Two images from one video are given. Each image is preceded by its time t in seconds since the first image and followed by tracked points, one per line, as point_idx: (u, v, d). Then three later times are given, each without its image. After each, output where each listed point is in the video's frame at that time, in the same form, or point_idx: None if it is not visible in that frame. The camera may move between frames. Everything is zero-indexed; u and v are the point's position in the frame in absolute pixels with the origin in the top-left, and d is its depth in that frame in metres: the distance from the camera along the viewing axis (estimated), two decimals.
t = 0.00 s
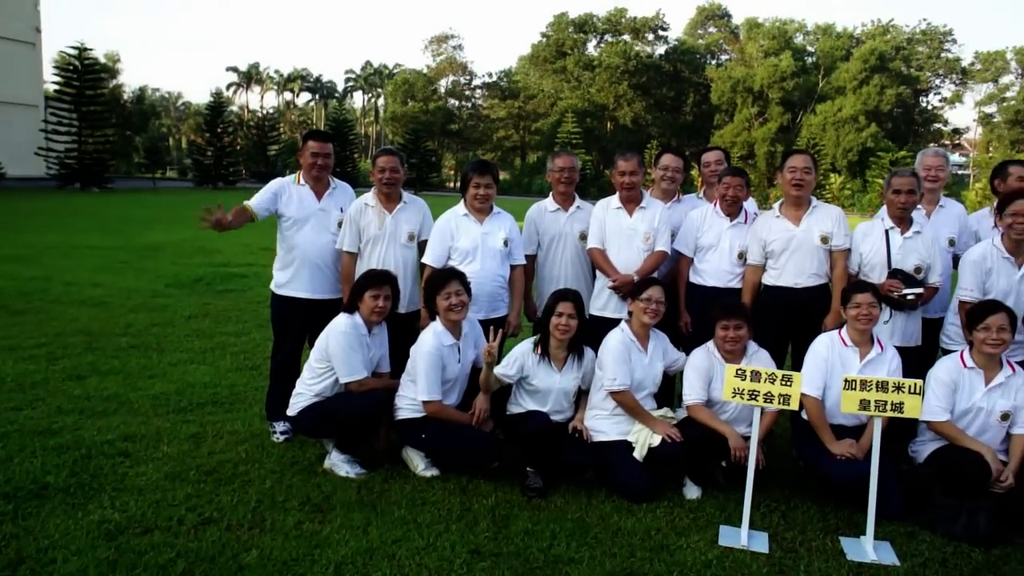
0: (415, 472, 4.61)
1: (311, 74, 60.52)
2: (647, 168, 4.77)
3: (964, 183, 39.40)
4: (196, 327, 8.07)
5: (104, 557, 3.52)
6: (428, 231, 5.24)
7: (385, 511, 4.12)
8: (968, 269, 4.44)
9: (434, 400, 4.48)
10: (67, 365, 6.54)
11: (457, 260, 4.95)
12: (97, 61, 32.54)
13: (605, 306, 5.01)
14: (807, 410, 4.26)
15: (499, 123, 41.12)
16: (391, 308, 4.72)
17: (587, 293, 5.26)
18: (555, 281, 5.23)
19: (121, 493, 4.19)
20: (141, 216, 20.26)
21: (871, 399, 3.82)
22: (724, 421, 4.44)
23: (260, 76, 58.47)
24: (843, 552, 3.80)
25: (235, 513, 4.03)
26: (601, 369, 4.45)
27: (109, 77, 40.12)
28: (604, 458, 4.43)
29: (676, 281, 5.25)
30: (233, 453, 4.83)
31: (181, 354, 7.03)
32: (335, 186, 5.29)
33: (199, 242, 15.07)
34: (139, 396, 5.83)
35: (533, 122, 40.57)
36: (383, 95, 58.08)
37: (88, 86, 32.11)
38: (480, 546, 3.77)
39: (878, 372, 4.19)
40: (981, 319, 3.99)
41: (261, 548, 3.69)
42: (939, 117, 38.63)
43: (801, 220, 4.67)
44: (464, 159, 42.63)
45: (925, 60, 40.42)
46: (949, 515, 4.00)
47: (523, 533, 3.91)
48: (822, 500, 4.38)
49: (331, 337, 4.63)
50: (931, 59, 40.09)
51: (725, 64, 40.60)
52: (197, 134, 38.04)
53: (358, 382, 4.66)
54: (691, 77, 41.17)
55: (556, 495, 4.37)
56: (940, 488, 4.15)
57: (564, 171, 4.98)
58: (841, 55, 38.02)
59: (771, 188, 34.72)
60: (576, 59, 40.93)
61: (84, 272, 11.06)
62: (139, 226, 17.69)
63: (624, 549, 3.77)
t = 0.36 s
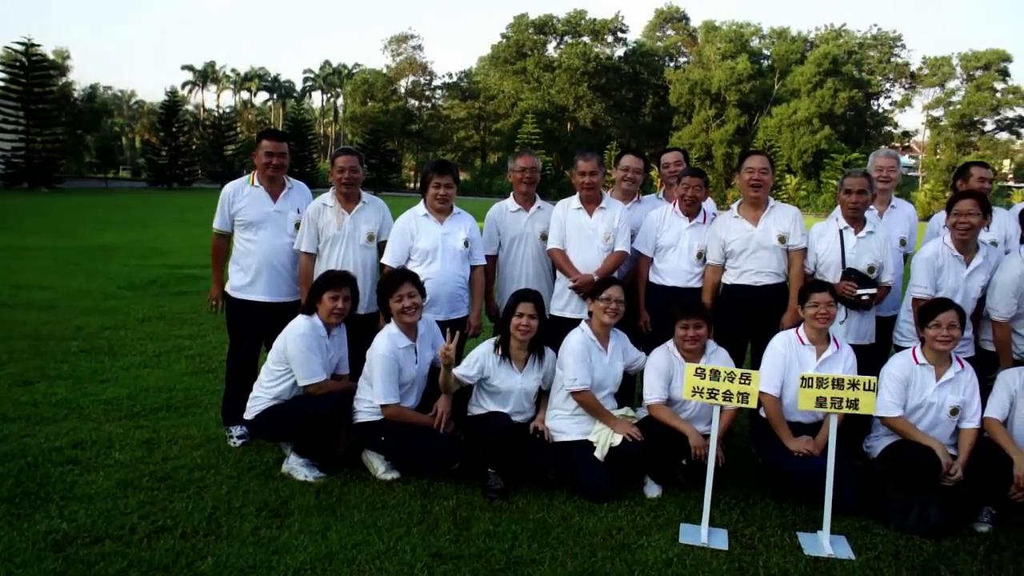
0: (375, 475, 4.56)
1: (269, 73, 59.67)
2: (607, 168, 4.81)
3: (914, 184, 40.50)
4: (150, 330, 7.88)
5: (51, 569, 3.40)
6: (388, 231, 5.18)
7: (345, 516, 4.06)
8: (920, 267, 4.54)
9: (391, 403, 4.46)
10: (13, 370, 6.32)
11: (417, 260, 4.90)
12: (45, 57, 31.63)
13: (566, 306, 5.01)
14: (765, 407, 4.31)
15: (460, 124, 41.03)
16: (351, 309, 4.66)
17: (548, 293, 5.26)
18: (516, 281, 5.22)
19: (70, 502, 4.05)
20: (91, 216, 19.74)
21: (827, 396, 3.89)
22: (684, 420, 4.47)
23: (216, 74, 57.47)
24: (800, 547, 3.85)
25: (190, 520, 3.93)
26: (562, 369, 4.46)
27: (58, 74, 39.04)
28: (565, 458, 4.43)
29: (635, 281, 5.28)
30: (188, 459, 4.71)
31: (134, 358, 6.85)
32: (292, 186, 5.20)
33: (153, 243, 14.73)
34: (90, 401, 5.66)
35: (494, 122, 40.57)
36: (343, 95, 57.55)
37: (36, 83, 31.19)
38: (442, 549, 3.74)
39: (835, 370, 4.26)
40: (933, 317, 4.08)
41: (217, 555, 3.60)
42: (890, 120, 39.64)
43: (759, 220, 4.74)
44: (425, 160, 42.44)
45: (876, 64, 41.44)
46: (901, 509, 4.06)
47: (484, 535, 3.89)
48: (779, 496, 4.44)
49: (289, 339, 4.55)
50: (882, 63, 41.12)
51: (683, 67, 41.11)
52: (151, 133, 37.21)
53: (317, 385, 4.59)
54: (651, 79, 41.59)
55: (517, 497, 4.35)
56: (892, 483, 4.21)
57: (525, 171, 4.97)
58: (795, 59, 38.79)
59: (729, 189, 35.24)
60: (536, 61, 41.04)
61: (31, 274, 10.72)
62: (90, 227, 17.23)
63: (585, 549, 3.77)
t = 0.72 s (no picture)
0: (337, 479, 4.49)
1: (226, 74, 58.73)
2: (566, 165, 4.83)
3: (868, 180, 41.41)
4: (103, 336, 7.67)
5: None
6: (346, 231, 5.12)
7: (307, 521, 3.99)
8: (875, 259, 4.62)
9: (351, 405, 4.40)
10: None
11: (376, 261, 4.85)
12: None
13: (528, 305, 5.00)
14: (725, 402, 4.35)
15: (421, 123, 40.83)
16: (310, 311, 4.58)
17: (509, 292, 5.25)
18: (477, 280, 5.20)
19: (19, 516, 3.92)
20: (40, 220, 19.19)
21: (787, 390, 3.93)
22: (647, 416, 4.48)
23: (171, 75, 56.37)
24: (762, 540, 3.89)
25: (146, 530, 3.83)
26: (524, 368, 4.45)
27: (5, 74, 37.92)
28: (528, 457, 4.42)
29: (596, 279, 5.29)
30: (144, 467, 4.59)
31: (86, 365, 6.66)
32: (245, 186, 5.10)
33: (106, 247, 14.37)
34: (40, 411, 5.48)
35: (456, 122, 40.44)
36: (302, 96, 56.90)
37: None
38: (406, 551, 3.70)
39: (794, 364, 4.29)
40: (887, 309, 4.16)
41: (174, 565, 3.51)
42: (844, 117, 40.48)
43: (718, 216, 4.78)
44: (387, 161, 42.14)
45: (829, 63, 42.29)
46: (860, 499, 4.14)
47: (449, 536, 3.86)
48: (741, 490, 4.48)
49: (246, 343, 4.46)
50: (835, 62, 42.01)
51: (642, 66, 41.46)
52: (104, 135, 36.33)
53: (276, 389, 4.52)
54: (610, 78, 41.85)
55: (482, 497, 4.32)
56: (850, 473, 4.27)
57: (484, 170, 4.95)
58: (751, 58, 39.36)
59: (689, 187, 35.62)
60: (496, 60, 41.01)
61: None
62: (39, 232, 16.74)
63: (550, 548, 3.76)
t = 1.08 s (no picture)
0: (289, 481, 4.41)
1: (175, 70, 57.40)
2: (517, 161, 4.80)
3: (816, 176, 42.36)
4: (43, 339, 7.42)
5: None
6: (296, 229, 5.03)
7: (256, 524, 3.91)
8: (821, 253, 4.71)
9: (302, 404, 4.34)
10: None
11: (327, 259, 4.78)
12: None
13: (480, 302, 4.97)
14: (677, 395, 4.40)
15: (376, 121, 40.46)
16: (258, 311, 4.49)
17: (462, 289, 5.22)
18: (430, 277, 5.16)
19: None
20: None
21: (737, 382, 3.98)
22: (600, 412, 4.50)
23: (117, 71, 54.88)
24: (714, 531, 3.93)
25: (88, 538, 3.70)
26: (477, 365, 4.43)
27: None
28: (482, 454, 4.41)
29: (549, 275, 5.30)
30: (86, 473, 4.44)
31: (25, 370, 6.43)
32: (190, 184, 4.97)
33: (46, 247, 13.90)
34: None
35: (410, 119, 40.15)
36: (254, 92, 55.92)
37: None
38: (358, 552, 3.65)
39: (743, 357, 4.35)
40: (832, 302, 4.25)
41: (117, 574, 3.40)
42: (793, 115, 41.32)
43: (669, 211, 4.82)
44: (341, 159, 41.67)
45: (778, 62, 43.12)
46: (808, 488, 4.22)
47: (402, 536, 3.82)
48: (694, 482, 4.53)
49: (193, 344, 4.35)
50: (783, 61, 42.85)
51: (596, 64, 41.71)
52: (46, 133, 35.17)
53: (224, 390, 4.41)
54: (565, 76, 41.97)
55: (436, 496, 4.29)
56: (798, 463, 4.33)
57: (437, 166, 4.93)
58: (703, 56, 39.88)
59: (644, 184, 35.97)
60: (450, 56, 40.80)
61: None
62: None
63: (504, 545, 3.75)
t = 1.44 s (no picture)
0: (261, 481, 4.36)
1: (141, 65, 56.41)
2: (489, 156, 4.82)
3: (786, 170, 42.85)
4: (6, 340, 7.25)
5: None
6: (265, 225, 4.97)
7: (228, 525, 3.85)
8: (790, 246, 4.77)
9: (273, 403, 4.29)
10: None
11: (297, 255, 4.73)
12: None
13: (453, 297, 4.95)
14: (650, 389, 4.41)
15: (346, 116, 40.13)
16: (227, 309, 4.42)
17: (434, 285, 5.18)
18: (402, 273, 5.12)
19: None
20: None
21: (709, 375, 4.00)
22: (574, 406, 4.50)
23: (80, 66, 53.80)
24: (688, 524, 3.96)
25: (54, 543, 3.63)
26: (450, 361, 4.42)
27: None
28: (457, 450, 4.41)
29: (521, 270, 5.29)
30: (52, 477, 4.35)
31: None
32: (154, 179, 4.88)
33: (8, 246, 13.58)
34: None
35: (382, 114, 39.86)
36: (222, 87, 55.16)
37: None
38: (332, 552, 3.61)
39: (715, 350, 4.37)
40: (801, 295, 4.29)
41: None
42: (763, 109, 41.72)
43: (640, 206, 4.84)
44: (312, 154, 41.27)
45: (747, 57, 43.49)
46: (780, 479, 4.27)
47: (376, 534, 3.79)
48: (667, 475, 4.55)
49: (160, 343, 4.27)
50: (753, 55, 43.26)
51: (567, 58, 41.73)
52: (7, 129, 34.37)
53: (194, 390, 4.33)
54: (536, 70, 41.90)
55: (410, 493, 4.27)
56: (771, 455, 4.41)
57: (409, 162, 4.91)
58: (674, 50, 40.09)
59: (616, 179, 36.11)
60: (421, 51, 40.54)
61: None
62: None
63: (479, 541, 3.73)
